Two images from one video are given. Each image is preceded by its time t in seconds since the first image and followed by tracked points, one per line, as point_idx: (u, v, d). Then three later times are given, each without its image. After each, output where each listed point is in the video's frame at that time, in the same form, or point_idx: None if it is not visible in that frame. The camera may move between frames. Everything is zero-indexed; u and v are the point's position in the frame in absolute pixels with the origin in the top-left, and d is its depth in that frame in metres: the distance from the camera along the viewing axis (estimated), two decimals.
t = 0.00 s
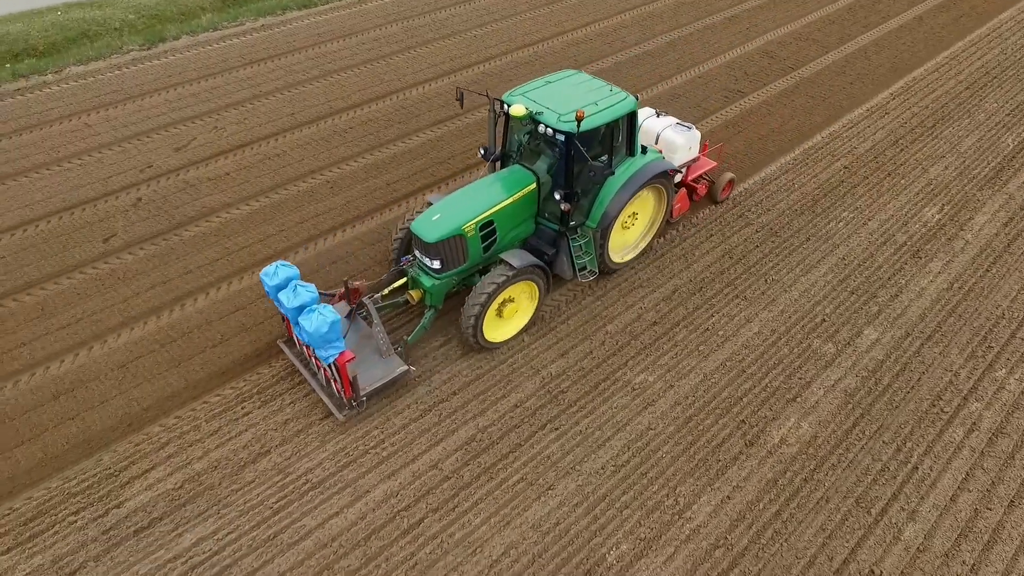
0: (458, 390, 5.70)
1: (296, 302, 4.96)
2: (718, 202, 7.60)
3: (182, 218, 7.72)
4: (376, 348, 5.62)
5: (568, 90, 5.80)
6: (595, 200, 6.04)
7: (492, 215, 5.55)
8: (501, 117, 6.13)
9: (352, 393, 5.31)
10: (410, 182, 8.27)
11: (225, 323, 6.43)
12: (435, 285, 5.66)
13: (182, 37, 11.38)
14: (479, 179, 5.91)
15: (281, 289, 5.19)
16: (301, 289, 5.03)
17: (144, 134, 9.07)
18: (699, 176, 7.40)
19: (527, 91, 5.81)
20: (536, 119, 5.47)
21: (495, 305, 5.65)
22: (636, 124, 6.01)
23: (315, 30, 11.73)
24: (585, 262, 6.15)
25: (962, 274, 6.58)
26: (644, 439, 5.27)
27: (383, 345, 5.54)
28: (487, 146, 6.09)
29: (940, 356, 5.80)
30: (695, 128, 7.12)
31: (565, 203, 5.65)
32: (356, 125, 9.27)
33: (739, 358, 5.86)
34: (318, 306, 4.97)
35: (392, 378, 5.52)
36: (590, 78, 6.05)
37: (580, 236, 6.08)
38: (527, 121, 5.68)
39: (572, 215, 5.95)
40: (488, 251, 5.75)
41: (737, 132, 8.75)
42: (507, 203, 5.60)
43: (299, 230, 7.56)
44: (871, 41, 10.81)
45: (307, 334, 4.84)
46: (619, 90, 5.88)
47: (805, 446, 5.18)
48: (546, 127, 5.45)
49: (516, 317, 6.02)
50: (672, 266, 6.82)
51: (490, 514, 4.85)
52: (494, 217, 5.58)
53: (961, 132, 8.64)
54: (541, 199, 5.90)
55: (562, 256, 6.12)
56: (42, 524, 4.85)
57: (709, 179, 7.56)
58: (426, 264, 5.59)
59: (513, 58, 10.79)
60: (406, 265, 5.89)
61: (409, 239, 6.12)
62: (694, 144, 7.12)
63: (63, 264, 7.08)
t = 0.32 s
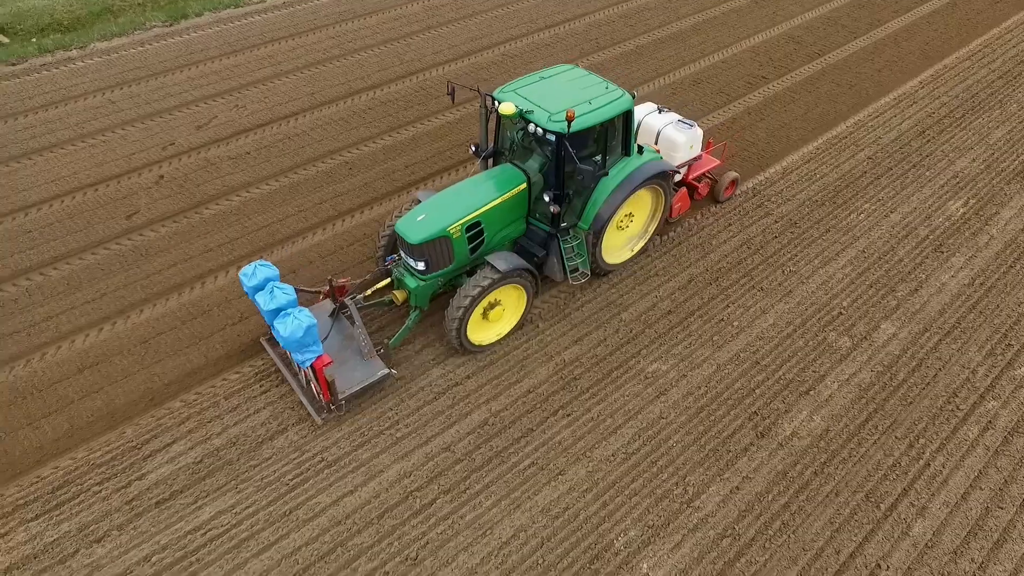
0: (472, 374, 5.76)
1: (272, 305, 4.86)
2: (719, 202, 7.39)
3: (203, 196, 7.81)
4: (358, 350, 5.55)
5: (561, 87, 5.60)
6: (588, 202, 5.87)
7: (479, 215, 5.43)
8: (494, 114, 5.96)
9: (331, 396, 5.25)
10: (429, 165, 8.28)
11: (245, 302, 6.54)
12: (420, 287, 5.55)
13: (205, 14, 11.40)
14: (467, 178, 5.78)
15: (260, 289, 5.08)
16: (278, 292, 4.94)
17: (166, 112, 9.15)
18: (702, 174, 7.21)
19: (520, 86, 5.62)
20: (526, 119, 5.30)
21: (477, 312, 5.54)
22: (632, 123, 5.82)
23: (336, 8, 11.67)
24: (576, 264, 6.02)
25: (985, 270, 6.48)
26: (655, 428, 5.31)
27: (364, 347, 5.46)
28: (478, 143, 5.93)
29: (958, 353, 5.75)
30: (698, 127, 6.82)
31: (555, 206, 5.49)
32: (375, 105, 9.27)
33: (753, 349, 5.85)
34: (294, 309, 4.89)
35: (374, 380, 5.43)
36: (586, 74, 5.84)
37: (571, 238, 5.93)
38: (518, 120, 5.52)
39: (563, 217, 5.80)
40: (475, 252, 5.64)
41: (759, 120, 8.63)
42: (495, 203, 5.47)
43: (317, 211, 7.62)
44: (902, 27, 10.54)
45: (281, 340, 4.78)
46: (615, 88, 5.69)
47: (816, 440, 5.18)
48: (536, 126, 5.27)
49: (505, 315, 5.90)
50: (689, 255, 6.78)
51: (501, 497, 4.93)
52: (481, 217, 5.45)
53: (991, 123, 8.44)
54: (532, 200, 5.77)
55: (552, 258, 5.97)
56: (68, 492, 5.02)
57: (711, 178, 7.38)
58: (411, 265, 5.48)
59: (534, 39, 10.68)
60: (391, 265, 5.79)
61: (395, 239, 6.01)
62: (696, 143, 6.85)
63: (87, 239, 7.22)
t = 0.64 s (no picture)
0: (483, 360, 5.82)
1: (241, 309, 4.90)
2: (718, 203, 7.20)
3: (221, 176, 7.88)
4: (335, 352, 5.42)
5: (549, 86, 5.42)
6: (575, 205, 5.76)
7: (461, 218, 5.29)
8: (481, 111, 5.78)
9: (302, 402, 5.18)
10: (444, 149, 8.27)
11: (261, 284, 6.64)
12: (400, 290, 5.46)
13: None
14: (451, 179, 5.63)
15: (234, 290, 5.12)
16: (249, 295, 4.94)
17: (185, 90, 9.19)
18: (699, 174, 7.05)
19: (507, 85, 5.44)
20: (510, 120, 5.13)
21: (454, 321, 5.47)
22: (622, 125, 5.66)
23: None
24: (562, 268, 5.93)
25: (1005, 267, 6.39)
26: (663, 418, 5.34)
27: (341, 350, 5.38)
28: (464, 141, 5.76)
29: (972, 352, 5.70)
30: (695, 126, 6.61)
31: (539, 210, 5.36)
32: (392, 87, 9.25)
33: (764, 342, 5.84)
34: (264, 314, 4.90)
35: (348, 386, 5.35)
36: (577, 72, 5.65)
37: (557, 242, 5.84)
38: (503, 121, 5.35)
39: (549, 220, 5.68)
40: (457, 256, 5.51)
41: (780, 109, 8.50)
42: (478, 206, 5.32)
43: (333, 193, 7.67)
44: (931, 14, 10.27)
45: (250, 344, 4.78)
46: (606, 88, 5.50)
47: (824, 435, 5.19)
48: (520, 128, 5.11)
49: (487, 320, 5.80)
50: (703, 246, 6.75)
51: (508, 482, 5.01)
52: (463, 220, 5.31)
53: (1019, 116, 8.25)
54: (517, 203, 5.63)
55: (537, 262, 5.89)
56: (88, 465, 5.17)
57: (710, 178, 7.20)
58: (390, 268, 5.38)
59: (554, 21, 10.55)
60: (371, 266, 5.69)
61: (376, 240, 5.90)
62: (694, 143, 6.66)
63: (107, 217, 7.34)
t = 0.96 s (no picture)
0: (491, 347, 5.88)
1: (209, 313, 4.87)
2: (713, 204, 7.02)
3: (236, 157, 7.95)
4: (309, 355, 5.43)
5: (532, 88, 5.29)
6: (558, 210, 5.68)
7: (439, 221, 5.26)
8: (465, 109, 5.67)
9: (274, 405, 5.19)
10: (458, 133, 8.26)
11: (275, 266, 6.73)
12: (376, 293, 5.42)
13: None
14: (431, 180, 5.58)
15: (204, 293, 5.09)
16: (217, 301, 4.91)
17: (202, 70, 9.23)
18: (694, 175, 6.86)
19: (488, 86, 5.33)
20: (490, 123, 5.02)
21: (430, 326, 5.44)
22: (608, 129, 5.52)
23: None
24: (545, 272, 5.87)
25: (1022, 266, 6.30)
26: (669, 410, 5.38)
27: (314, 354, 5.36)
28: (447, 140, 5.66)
29: (984, 351, 5.66)
30: (688, 128, 6.41)
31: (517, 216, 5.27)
32: (408, 70, 9.22)
33: (773, 336, 5.83)
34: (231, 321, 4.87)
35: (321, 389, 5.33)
36: (562, 73, 5.52)
37: (540, 246, 5.78)
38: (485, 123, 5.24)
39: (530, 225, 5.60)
40: (435, 259, 5.48)
41: (799, 98, 8.37)
42: (456, 210, 5.28)
43: (347, 176, 7.72)
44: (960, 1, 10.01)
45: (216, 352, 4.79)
46: (592, 90, 5.36)
47: (830, 430, 5.21)
48: (499, 131, 5.00)
49: (466, 323, 5.76)
50: (716, 237, 6.72)
51: (513, 468, 5.09)
52: (441, 223, 5.28)
53: None
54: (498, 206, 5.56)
55: (518, 266, 5.84)
56: (106, 441, 5.32)
57: (706, 180, 7.00)
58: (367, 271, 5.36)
59: (572, 4, 10.41)
60: (350, 267, 5.65)
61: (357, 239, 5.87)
62: (686, 145, 6.45)
63: (125, 196, 7.44)
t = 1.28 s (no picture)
0: (501, 338, 5.93)
1: (177, 319, 4.80)
2: (707, 211, 6.90)
3: (254, 141, 8.02)
4: (283, 360, 5.37)
5: (515, 91, 5.13)
6: (541, 216, 5.53)
7: (417, 227, 5.13)
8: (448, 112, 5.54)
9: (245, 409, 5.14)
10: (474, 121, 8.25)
11: (290, 251, 6.82)
12: (351, 298, 5.34)
13: None
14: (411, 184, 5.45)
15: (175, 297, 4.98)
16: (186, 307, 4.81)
17: (221, 52, 9.28)
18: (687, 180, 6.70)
19: (469, 89, 5.18)
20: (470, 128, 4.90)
21: (406, 331, 5.36)
22: (593, 134, 5.34)
23: None
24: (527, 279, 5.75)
25: None
26: (676, 404, 5.41)
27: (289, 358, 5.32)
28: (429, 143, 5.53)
29: (997, 355, 5.61)
30: (680, 133, 6.20)
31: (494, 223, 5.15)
32: (426, 56, 9.21)
33: (784, 333, 5.83)
34: (200, 328, 4.80)
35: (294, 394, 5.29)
36: (547, 75, 5.34)
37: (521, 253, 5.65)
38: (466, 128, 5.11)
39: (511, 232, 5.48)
40: (413, 265, 5.36)
41: (819, 92, 8.25)
42: (434, 215, 5.15)
43: (362, 163, 7.76)
44: None
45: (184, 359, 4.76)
46: (577, 93, 5.18)
47: (837, 430, 5.21)
48: (477, 138, 4.89)
49: (445, 330, 5.67)
50: (729, 232, 6.70)
51: (520, 458, 5.16)
52: (419, 229, 5.16)
53: None
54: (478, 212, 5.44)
55: (499, 272, 5.71)
56: (125, 418, 5.47)
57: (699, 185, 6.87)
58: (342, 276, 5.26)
59: None
60: (327, 270, 5.56)
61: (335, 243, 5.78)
62: (678, 150, 6.26)
63: (145, 178, 7.55)
